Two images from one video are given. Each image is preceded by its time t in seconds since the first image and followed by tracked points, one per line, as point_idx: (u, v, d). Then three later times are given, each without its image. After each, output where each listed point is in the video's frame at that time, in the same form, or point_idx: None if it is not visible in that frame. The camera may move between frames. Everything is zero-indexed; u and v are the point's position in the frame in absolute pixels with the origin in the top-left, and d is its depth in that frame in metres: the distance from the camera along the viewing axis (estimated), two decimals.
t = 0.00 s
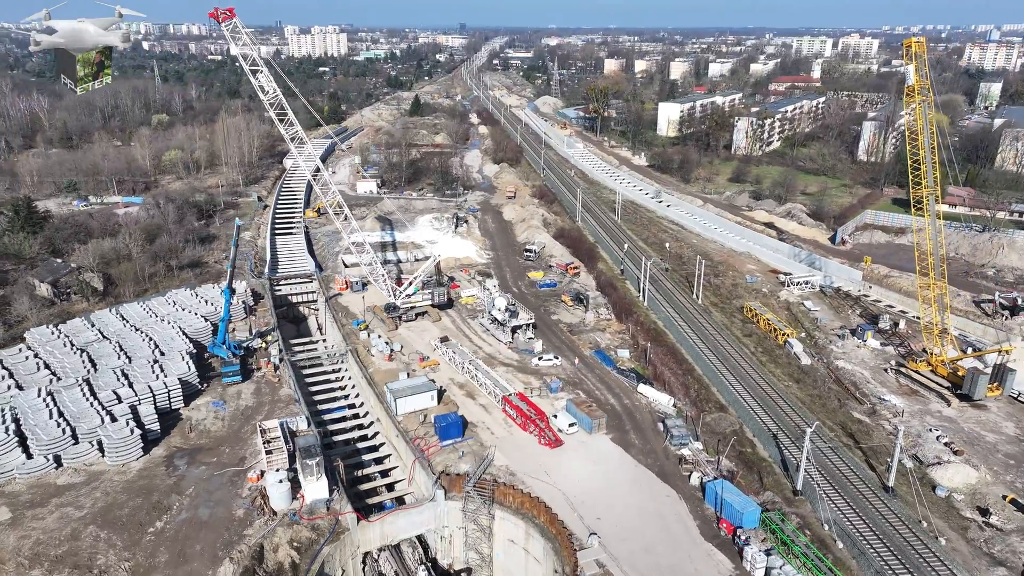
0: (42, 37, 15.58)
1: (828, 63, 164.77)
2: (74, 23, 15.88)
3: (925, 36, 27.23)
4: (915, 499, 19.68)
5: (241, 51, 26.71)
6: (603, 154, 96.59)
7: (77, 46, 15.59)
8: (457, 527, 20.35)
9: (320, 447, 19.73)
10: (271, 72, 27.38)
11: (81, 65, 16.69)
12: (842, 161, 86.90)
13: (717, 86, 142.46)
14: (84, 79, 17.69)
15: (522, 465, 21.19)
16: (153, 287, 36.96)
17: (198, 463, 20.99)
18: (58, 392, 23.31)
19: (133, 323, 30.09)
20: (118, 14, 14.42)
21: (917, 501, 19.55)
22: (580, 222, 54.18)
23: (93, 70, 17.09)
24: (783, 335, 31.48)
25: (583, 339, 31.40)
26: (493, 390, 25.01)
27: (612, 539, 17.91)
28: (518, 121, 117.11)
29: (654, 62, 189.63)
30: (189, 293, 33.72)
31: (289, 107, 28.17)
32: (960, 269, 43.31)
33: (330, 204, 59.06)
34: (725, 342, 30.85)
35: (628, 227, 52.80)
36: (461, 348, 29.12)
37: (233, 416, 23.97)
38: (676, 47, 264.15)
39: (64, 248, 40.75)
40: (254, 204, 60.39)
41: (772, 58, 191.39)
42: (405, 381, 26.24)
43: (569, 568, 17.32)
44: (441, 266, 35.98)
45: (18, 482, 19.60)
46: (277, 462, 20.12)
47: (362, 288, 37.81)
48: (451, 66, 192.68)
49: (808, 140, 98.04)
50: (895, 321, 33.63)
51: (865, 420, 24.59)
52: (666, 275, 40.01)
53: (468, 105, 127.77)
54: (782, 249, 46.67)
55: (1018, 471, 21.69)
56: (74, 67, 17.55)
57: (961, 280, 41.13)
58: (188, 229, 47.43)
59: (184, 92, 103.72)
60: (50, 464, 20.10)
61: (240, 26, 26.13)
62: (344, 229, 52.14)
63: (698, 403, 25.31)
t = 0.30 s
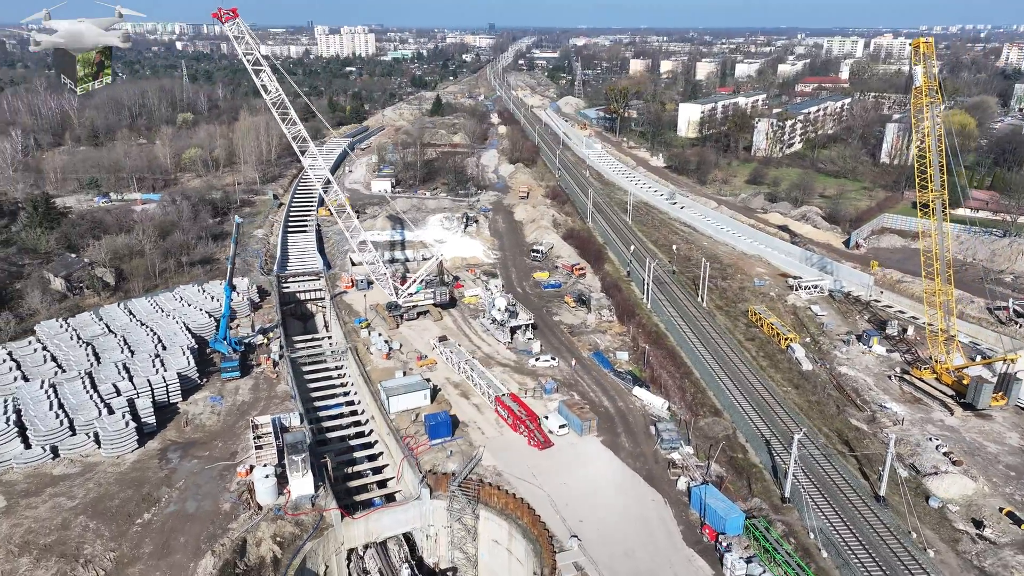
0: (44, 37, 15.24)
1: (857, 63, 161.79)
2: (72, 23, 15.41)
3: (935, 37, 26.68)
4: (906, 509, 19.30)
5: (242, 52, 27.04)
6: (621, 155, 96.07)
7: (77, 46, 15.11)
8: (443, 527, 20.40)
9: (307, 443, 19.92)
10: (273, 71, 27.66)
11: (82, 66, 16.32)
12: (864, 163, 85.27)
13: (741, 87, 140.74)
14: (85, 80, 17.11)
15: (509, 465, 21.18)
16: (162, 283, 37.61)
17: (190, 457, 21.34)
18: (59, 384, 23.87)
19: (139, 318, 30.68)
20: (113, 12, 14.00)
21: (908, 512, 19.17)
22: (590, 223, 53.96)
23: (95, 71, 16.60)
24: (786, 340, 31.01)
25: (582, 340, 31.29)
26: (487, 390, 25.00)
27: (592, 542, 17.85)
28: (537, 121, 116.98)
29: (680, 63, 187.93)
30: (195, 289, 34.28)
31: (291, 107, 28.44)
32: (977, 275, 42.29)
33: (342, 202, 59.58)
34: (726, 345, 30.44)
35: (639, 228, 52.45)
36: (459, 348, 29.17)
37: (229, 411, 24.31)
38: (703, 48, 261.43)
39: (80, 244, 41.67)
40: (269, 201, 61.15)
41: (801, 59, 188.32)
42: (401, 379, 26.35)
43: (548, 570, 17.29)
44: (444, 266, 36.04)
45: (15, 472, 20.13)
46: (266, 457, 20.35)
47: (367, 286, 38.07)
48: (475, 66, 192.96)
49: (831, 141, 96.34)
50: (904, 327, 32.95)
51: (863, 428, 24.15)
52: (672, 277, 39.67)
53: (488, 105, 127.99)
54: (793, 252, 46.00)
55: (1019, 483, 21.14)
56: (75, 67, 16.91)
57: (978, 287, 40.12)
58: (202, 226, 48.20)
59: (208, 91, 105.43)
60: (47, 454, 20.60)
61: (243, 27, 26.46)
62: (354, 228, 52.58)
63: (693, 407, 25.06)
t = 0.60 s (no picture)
0: (43, 38, 14.44)
1: (885, 64, 158.98)
2: (72, 22, 14.60)
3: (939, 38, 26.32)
4: (893, 519, 18.99)
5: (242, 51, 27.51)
6: (636, 156, 95.58)
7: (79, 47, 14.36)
8: (426, 526, 20.48)
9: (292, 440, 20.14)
10: (273, 71, 28.06)
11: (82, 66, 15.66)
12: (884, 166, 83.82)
13: (763, 88, 139.15)
14: (85, 80, 16.27)
15: (494, 466, 21.20)
16: (169, 279, 38.21)
17: (180, 451, 21.68)
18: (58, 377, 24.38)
19: (142, 314, 31.22)
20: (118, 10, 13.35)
21: (895, 522, 18.84)
22: (598, 224, 53.76)
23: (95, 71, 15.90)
24: (785, 345, 30.64)
25: (579, 342, 31.21)
26: (478, 391, 25.04)
27: (570, 545, 17.81)
28: (554, 122, 116.80)
29: (703, 64, 186.37)
30: (199, 286, 34.79)
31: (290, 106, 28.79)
32: (989, 281, 41.41)
33: (352, 202, 60.05)
34: (723, 349, 30.11)
35: (647, 230, 52.14)
36: (454, 348, 29.23)
37: (222, 407, 24.65)
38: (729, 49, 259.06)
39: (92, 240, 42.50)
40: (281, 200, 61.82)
41: (827, 60, 185.65)
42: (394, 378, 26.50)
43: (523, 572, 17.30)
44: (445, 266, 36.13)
45: (10, 463, 20.61)
46: (253, 453, 20.61)
47: (369, 285, 38.33)
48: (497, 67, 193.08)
49: (851, 144, 94.80)
50: (908, 333, 32.37)
51: (856, 434, 23.78)
52: (675, 279, 39.38)
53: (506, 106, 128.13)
54: (802, 255, 45.41)
55: (1014, 495, 20.65)
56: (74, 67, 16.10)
57: (990, 294, 39.22)
58: (212, 224, 48.90)
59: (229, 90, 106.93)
60: (41, 446, 21.05)
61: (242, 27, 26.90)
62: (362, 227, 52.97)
63: (685, 410, 24.88)
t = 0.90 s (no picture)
0: (44, 37, 14.49)
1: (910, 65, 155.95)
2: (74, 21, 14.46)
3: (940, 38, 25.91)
4: (876, 527, 18.73)
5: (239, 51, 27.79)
6: (649, 157, 95.08)
7: (78, 46, 14.59)
8: (407, 526, 20.57)
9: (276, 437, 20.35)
10: (270, 71, 28.17)
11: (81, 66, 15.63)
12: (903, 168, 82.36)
13: (782, 89, 137.50)
14: (85, 80, 16.19)
15: (477, 466, 21.24)
16: (173, 276, 38.75)
17: (169, 446, 21.99)
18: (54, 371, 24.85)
19: (143, 310, 31.70)
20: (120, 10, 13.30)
21: (879, 531, 18.58)
22: (604, 225, 53.58)
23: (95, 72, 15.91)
24: (781, 349, 30.26)
25: (574, 344, 31.12)
26: (467, 391, 25.06)
27: (546, 547, 17.83)
28: (569, 122, 116.51)
29: (724, 65, 184.63)
30: (201, 283, 35.25)
31: (286, 106, 28.87)
32: (999, 286, 40.59)
33: (360, 201, 60.46)
34: (719, 352, 29.83)
35: (652, 231, 51.82)
36: (448, 348, 29.30)
37: (214, 403, 24.95)
38: (752, 49, 256.10)
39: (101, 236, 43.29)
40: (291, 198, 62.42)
41: (852, 61, 182.69)
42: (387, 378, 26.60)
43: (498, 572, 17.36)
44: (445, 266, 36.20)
45: (2, 455, 21.07)
46: (238, 449, 20.88)
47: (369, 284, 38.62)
48: (516, 68, 192.93)
49: (869, 146, 93.30)
50: (910, 338, 31.86)
51: (847, 442, 23.46)
52: (677, 282, 39.08)
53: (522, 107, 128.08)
54: (808, 259, 44.84)
55: (1005, 506, 20.25)
56: (74, 67, 15.96)
57: (999, 299, 38.46)
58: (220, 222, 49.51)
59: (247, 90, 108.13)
60: (33, 439, 21.48)
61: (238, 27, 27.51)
62: (369, 227, 53.27)
63: (674, 413, 24.74)
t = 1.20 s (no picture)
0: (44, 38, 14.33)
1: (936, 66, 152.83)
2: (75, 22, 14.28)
3: (940, 38, 25.42)
4: (858, 535, 18.48)
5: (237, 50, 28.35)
6: (662, 158, 94.53)
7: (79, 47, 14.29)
8: (390, 524, 20.69)
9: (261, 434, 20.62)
10: (267, 71, 28.54)
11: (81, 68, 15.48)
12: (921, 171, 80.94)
13: (802, 90, 135.77)
14: (85, 80, 16.00)
15: (460, 466, 21.30)
16: (178, 273, 39.29)
17: (158, 441, 22.31)
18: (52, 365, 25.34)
19: (145, 306, 32.19)
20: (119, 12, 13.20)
21: (860, 539, 18.32)
22: (610, 226, 53.39)
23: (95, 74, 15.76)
24: (777, 352, 29.90)
25: (568, 345, 31.05)
26: (457, 391, 25.11)
27: (521, 548, 17.85)
28: (584, 123, 116.20)
29: (745, 66, 182.63)
30: (204, 280, 35.71)
31: (284, 105, 29.24)
32: (1010, 292, 39.72)
33: (367, 201, 60.84)
34: (713, 356, 29.53)
35: (658, 233, 51.50)
36: (442, 347, 29.38)
37: (207, 399, 25.28)
38: (775, 49, 252.79)
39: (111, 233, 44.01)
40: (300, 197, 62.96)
41: (876, 62, 179.57)
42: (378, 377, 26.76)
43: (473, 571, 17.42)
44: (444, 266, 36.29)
45: None
46: (224, 445, 21.16)
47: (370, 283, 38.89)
48: (535, 68, 192.60)
49: (886, 148, 91.81)
50: (911, 344, 31.34)
51: (837, 448, 23.14)
52: (677, 284, 38.79)
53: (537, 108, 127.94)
54: (814, 262, 44.28)
55: (995, 516, 19.87)
56: (74, 67, 15.75)
57: (1008, 306, 37.67)
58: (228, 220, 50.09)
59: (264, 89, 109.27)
60: (27, 431, 21.94)
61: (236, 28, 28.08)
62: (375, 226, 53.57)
63: (663, 416, 24.60)
